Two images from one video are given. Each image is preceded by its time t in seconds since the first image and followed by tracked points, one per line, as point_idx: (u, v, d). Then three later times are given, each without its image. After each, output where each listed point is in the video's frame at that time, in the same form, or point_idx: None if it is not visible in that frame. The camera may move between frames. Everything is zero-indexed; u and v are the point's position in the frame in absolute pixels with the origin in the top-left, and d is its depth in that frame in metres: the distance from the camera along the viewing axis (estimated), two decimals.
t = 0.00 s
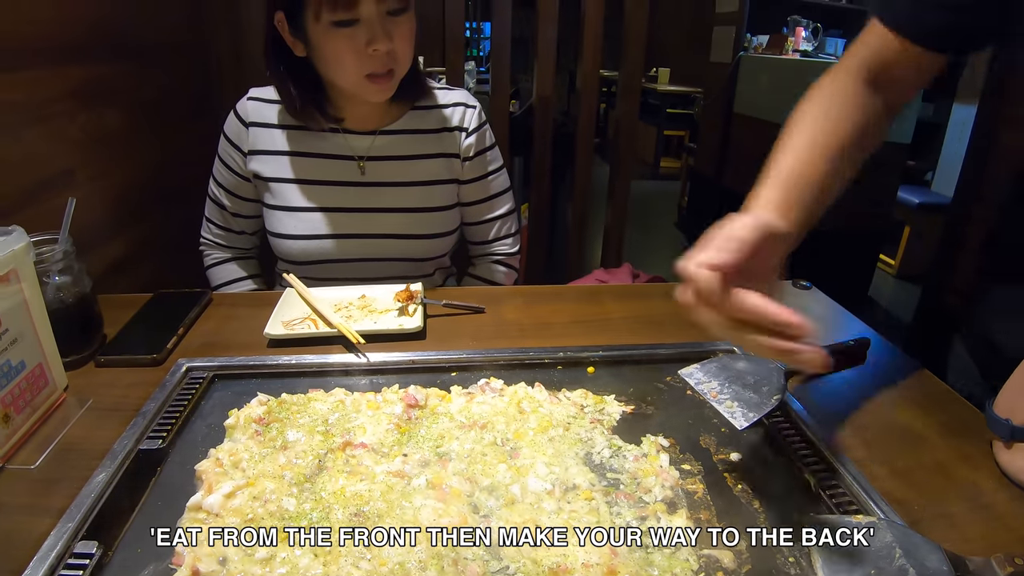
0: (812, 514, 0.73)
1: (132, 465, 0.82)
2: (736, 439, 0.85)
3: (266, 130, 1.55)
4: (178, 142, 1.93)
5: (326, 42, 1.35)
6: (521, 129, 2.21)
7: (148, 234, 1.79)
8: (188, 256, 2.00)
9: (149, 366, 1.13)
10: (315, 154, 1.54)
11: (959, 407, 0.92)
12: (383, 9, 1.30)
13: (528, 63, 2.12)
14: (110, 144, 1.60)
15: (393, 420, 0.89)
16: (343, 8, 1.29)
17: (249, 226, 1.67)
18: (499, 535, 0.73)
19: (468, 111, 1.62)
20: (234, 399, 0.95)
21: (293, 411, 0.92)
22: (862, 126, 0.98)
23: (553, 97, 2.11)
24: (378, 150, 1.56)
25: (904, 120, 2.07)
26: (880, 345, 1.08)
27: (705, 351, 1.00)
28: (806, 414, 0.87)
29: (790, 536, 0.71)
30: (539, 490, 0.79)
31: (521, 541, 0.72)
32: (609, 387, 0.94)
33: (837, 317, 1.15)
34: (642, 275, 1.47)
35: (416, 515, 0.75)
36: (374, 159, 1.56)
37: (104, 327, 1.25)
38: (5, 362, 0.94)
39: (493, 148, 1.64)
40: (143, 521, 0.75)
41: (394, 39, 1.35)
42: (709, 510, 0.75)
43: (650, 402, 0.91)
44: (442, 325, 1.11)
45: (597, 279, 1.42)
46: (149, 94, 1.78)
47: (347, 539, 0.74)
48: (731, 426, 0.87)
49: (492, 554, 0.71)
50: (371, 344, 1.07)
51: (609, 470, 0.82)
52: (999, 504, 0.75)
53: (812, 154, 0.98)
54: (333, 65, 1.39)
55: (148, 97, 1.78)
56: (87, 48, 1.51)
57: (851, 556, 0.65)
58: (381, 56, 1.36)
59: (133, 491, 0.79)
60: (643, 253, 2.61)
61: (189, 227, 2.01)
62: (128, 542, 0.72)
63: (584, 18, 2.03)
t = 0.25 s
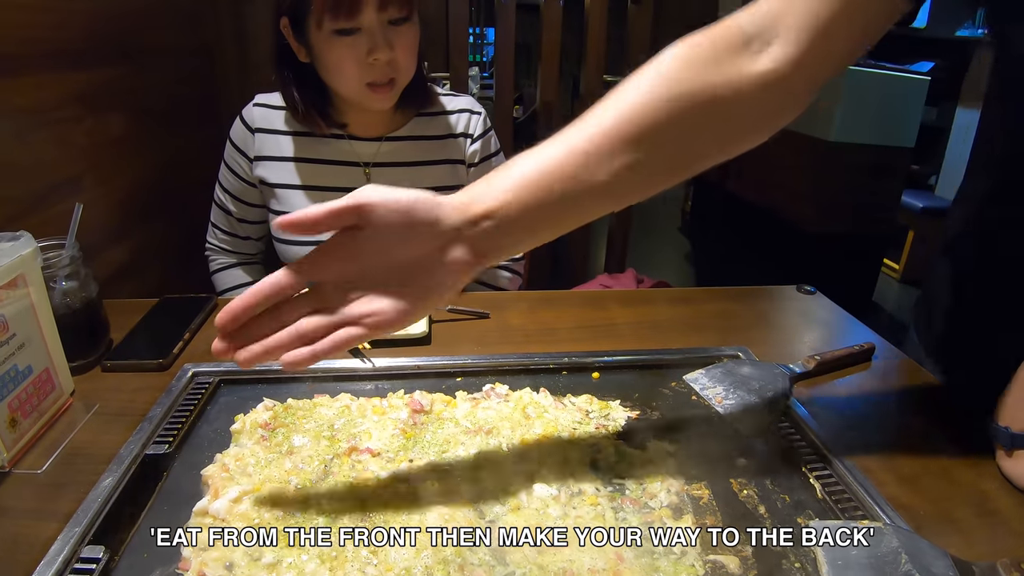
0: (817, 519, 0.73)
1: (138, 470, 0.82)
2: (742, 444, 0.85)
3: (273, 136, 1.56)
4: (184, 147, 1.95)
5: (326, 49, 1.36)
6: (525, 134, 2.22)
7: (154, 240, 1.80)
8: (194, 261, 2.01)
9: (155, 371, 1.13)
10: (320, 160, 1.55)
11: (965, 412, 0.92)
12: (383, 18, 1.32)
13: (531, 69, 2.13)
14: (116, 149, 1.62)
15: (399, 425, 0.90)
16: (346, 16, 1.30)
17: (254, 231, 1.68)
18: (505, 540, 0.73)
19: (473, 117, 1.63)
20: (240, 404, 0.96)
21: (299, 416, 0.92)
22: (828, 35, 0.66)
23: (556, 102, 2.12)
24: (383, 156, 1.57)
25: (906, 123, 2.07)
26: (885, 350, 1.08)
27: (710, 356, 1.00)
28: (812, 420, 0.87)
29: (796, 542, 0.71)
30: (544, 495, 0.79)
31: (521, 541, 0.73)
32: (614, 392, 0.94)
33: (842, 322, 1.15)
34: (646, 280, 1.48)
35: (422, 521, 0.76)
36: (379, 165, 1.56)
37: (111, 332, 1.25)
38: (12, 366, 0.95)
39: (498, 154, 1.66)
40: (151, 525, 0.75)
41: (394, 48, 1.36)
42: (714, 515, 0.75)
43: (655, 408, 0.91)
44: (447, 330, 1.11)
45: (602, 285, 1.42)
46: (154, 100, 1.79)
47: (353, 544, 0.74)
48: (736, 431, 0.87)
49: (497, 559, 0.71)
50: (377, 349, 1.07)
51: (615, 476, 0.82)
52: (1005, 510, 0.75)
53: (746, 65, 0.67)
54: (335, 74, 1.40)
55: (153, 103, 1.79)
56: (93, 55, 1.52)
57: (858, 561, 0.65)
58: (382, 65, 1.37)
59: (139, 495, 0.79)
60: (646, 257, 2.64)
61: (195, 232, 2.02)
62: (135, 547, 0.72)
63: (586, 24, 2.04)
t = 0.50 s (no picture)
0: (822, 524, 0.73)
1: (143, 473, 0.82)
2: (747, 449, 0.84)
3: (276, 140, 1.56)
4: (188, 152, 1.95)
5: (327, 55, 1.37)
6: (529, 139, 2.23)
7: (159, 243, 1.81)
8: (198, 265, 2.02)
9: (160, 374, 1.13)
10: (324, 164, 1.56)
11: (969, 417, 0.92)
12: (384, 25, 1.32)
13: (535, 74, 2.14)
14: (122, 153, 1.62)
15: (403, 429, 0.90)
16: (346, 25, 1.30)
17: (258, 236, 1.69)
18: (510, 544, 0.73)
19: (477, 122, 1.64)
20: (244, 408, 0.96)
21: (303, 420, 0.92)
22: (818, 33, 0.67)
23: (560, 107, 2.12)
24: (386, 161, 1.57)
25: (909, 125, 2.11)
26: (889, 355, 1.07)
27: (714, 360, 1.00)
28: (816, 424, 0.86)
29: (801, 546, 0.71)
30: (549, 499, 0.79)
31: (520, 540, 0.74)
32: (618, 397, 0.94)
33: (846, 327, 1.15)
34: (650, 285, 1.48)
35: (427, 525, 0.75)
36: (382, 170, 1.57)
37: (115, 335, 1.26)
38: (18, 370, 0.95)
39: (501, 159, 1.66)
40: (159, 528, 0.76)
41: (395, 55, 1.37)
42: (719, 520, 0.75)
43: (660, 412, 0.91)
44: (451, 334, 1.11)
45: (606, 289, 1.42)
46: (159, 104, 1.80)
47: (358, 548, 0.74)
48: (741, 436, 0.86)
49: (502, 564, 0.71)
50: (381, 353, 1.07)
51: (620, 480, 0.82)
52: (1011, 515, 0.75)
53: (735, 68, 0.68)
54: (337, 81, 1.41)
55: (159, 107, 1.80)
56: (98, 60, 1.53)
57: (864, 566, 0.65)
58: (383, 72, 1.38)
59: (144, 499, 0.79)
60: (649, 260, 2.65)
61: (199, 236, 2.03)
62: (140, 550, 0.73)
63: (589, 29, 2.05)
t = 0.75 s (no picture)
0: (827, 526, 0.72)
1: (146, 473, 0.82)
2: (752, 451, 0.84)
3: (280, 142, 1.56)
4: (193, 152, 1.96)
5: (329, 56, 1.37)
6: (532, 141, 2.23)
7: (164, 244, 1.81)
8: (202, 266, 2.03)
9: (164, 375, 1.14)
10: (327, 166, 1.56)
11: (974, 419, 0.92)
12: (385, 26, 1.32)
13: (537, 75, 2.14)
14: (127, 154, 1.63)
15: (407, 430, 0.89)
16: (347, 25, 1.30)
17: (262, 237, 1.69)
18: (514, 546, 0.73)
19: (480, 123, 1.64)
20: (248, 408, 0.96)
21: (307, 421, 0.92)
22: (857, 55, 0.75)
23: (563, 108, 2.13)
24: (390, 163, 1.57)
25: (914, 127, 2.14)
26: (894, 358, 1.07)
27: (719, 362, 1.00)
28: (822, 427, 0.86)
29: (806, 549, 0.71)
30: (553, 501, 0.79)
31: (520, 540, 0.74)
32: (622, 398, 0.93)
33: (851, 330, 1.14)
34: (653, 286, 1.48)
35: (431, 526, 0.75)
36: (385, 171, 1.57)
37: (120, 335, 1.26)
38: (23, 369, 0.95)
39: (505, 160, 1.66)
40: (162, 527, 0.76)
41: (396, 57, 1.37)
42: (724, 521, 0.75)
43: (664, 414, 0.91)
44: (455, 336, 1.11)
45: (609, 290, 1.42)
46: (164, 105, 1.80)
47: (362, 549, 0.73)
48: (745, 438, 0.86)
49: (506, 565, 0.71)
50: (385, 354, 1.07)
51: (624, 482, 0.82)
52: (1017, 518, 0.74)
53: (798, 101, 0.76)
54: (340, 83, 1.41)
55: (163, 108, 1.80)
56: (103, 61, 1.53)
57: (869, 568, 0.65)
58: (384, 73, 1.38)
59: (148, 498, 0.79)
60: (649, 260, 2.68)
61: (203, 237, 2.03)
62: (144, 550, 0.72)
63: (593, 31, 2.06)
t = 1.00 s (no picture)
0: (831, 529, 0.72)
1: (150, 473, 0.83)
2: (755, 453, 0.84)
3: (284, 144, 1.57)
4: (196, 153, 1.96)
5: (321, 51, 1.37)
6: (535, 143, 2.23)
7: (167, 245, 1.81)
8: (205, 267, 2.03)
9: (167, 376, 1.14)
10: (330, 168, 1.56)
11: (977, 421, 0.92)
12: (376, 24, 1.32)
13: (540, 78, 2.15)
14: (131, 155, 1.63)
15: (410, 432, 0.89)
16: (339, 22, 1.31)
17: (265, 238, 1.69)
18: (517, 548, 0.73)
19: (483, 125, 1.65)
20: (251, 409, 0.96)
21: (311, 422, 0.92)
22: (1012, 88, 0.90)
23: (566, 110, 2.13)
24: (392, 165, 1.58)
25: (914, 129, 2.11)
26: (897, 361, 1.07)
27: (722, 365, 1.00)
28: (826, 430, 0.86)
29: (810, 552, 0.70)
30: (557, 503, 0.79)
31: (520, 540, 0.74)
32: (625, 400, 0.93)
33: (854, 332, 1.14)
34: (656, 288, 1.48)
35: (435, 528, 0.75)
36: (387, 173, 1.57)
37: (123, 336, 1.26)
38: (27, 369, 0.96)
39: (507, 162, 1.66)
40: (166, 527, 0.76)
41: (386, 56, 1.37)
42: (728, 524, 0.75)
43: (668, 416, 0.91)
44: (458, 337, 1.11)
45: (612, 293, 1.42)
46: (168, 107, 1.81)
47: (366, 550, 0.73)
48: (749, 440, 0.86)
49: (510, 567, 0.71)
50: (388, 356, 1.07)
51: (627, 484, 0.81)
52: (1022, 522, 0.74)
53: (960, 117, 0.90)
54: (333, 81, 1.42)
55: (167, 109, 1.81)
56: (108, 62, 1.54)
57: (873, 571, 0.65)
58: (373, 71, 1.38)
59: (150, 499, 0.79)
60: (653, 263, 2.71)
61: (207, 238, 2.04)
62: (147, 550, 0.73)
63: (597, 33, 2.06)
